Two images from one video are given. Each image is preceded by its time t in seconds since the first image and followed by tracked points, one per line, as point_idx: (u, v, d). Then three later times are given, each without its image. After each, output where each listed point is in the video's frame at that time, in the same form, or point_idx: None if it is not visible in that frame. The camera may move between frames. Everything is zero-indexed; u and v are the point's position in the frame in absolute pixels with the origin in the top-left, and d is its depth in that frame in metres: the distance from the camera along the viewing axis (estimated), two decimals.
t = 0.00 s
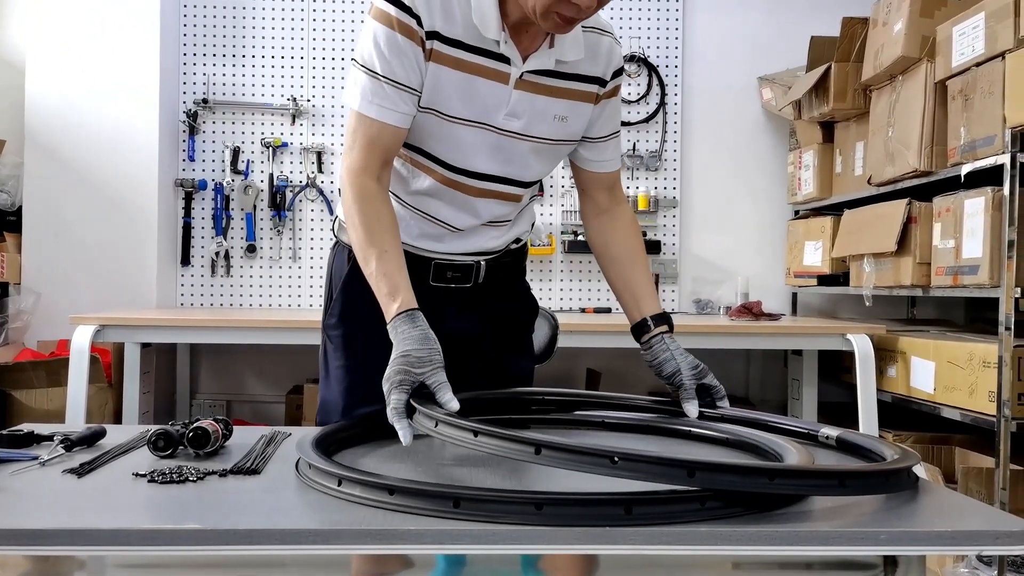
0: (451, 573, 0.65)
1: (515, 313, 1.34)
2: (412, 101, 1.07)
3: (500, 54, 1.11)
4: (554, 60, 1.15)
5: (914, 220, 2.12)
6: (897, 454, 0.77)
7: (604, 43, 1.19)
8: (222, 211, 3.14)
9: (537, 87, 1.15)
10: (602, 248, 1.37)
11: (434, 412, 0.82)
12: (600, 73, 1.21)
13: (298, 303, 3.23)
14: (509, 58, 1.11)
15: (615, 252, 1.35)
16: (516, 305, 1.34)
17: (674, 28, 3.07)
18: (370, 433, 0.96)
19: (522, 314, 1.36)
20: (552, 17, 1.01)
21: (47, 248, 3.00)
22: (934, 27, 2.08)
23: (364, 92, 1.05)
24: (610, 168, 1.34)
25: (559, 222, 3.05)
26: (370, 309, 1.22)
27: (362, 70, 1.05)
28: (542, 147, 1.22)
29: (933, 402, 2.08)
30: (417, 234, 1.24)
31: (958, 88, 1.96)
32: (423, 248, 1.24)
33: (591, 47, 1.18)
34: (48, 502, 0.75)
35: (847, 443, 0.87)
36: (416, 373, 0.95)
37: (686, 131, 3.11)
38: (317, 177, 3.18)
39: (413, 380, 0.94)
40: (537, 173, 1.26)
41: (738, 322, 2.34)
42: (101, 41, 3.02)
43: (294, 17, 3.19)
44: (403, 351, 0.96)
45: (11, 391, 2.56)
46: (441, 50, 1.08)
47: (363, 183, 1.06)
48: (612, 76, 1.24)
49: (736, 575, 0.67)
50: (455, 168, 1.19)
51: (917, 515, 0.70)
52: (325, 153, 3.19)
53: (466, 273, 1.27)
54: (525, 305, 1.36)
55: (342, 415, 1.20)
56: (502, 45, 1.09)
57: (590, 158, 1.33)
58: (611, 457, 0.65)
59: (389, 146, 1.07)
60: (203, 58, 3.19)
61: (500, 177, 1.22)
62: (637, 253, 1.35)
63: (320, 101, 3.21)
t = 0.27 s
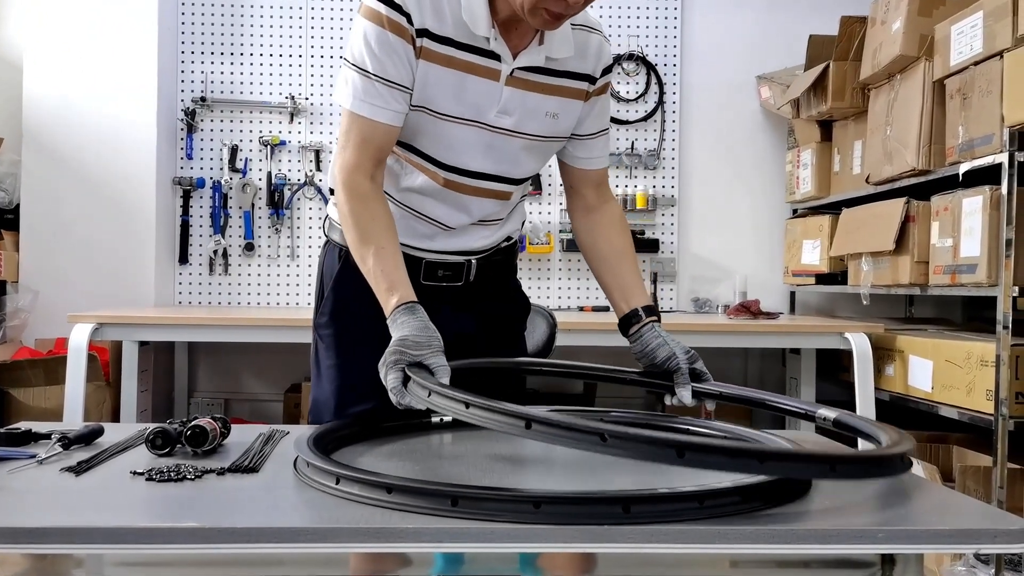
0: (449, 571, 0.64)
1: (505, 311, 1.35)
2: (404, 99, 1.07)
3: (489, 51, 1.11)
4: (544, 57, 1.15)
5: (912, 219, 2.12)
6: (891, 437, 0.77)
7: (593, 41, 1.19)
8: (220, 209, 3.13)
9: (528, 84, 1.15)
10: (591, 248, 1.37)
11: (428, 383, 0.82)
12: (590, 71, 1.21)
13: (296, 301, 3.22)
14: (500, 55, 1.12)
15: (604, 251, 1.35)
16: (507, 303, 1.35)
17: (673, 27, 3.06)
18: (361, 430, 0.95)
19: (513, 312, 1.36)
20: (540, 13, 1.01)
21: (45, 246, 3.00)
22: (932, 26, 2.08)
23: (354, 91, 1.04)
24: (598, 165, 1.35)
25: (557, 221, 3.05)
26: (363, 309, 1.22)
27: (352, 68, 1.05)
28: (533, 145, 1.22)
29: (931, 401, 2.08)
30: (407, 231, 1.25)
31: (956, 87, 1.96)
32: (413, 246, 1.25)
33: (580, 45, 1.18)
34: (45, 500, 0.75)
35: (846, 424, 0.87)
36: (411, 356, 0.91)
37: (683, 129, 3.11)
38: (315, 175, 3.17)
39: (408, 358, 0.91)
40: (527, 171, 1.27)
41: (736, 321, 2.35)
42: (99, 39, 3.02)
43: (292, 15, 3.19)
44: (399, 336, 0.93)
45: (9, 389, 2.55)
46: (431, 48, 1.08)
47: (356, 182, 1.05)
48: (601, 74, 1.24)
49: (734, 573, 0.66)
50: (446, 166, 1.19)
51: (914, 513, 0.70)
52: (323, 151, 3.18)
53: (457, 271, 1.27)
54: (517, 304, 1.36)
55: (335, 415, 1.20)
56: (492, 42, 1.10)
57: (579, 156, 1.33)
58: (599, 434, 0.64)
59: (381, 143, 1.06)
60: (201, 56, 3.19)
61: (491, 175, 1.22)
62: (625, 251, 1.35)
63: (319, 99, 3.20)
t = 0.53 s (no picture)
0: (449, 570, 0.65)
1: (500, 308, 1.36)
2: (385, 93, 1.08)
3: (483, 44, 1.11)
4: (538, 50, 1.15)
5: (910, 219, 2.11)
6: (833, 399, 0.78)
7: (585, 36, 1.20)
8: (219, 208, 3.13)
9: (520, 77, 1.15)
10: (566, 244, 1.38)
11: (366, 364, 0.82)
12: (582, 66, 1.21)
13: (295, 300, 3.22)
14: (492, 48, 1.12)
15: (579, 246, 1.37)
16: (502, 300, 1.36)
17: (672, 26, 3.07)
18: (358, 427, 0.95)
19: (508, 309, 1.37)
20: (532, 2, 1.01)
21: (43, 245, 2.99)
22: (931, 25, 2.07)
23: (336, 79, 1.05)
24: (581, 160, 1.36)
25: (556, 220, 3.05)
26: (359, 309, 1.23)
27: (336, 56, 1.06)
28: (526, 138, 1.22)
29: (929, 400, 2.08)
30: (400, 226, 1.24)
31: (954, 86, 1.95)
32: (408, 241, 1.25)
33: (572, 39, 1.19)
34: (43, 498, 0.75)
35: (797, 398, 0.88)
36: (364, 338, 0.93)
37: (682, 129, 3.12)
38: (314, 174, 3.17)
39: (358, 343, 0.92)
40: (522, 164, 1.26)
41: (735, 320, 2.35)
42: (97, 38, 3.01)
43: (290, 13, 3.19)
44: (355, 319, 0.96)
45: (6, 388, 2.55)
46: (421, 42, 1.08)
47: (331, 171, 1.08)
48: (592, 70, 1.25)
49: (732, 572, 0.67)
50: (439, 161, 1.19)
51: (911, 512, 0.70)
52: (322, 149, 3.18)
53: (452, 269, 1.27)
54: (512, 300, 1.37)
55: (332, 414, 1.18)
56: (483, 35, 1.10)
57: (563, 150, 1.35)
58: (523, 391, 0.67)
59: (360, 134, 1.08)
60: (199, 54, 3.18)
61: (485, 170, 1.22)
62: (599, 248, 1.37)
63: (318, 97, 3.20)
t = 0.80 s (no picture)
0: (447, 567, 0.66)
1: (494, 305, 1.36)
2: (381, 92, 1.08)
3: (475, 44, 1.11)
4: (530, 51, 1.15)
5: (909, 217, 2.10)
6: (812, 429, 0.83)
7: (578, 37, 1.21)
8: (217, 206, 3.13)
9: (512, 77, 1.15)
10: (550, 244, 1.39)
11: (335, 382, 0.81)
12: (574, 67, 1.22)
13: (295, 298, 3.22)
14: (485, 48, 1.12)
15: (562, 249, 1.38)
16: (496, 298, 1.36)
17: (671, 24, 3.06)
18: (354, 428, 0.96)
19: (502, 307, 1.37)
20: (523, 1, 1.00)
21: (42, 243, 2.99)
22: (931, 24, 2.05)
23: (332, 79, 1.06)
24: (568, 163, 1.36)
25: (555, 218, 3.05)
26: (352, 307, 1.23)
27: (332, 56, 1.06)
28: (517, 138, 1.22)
29: (927, 398, 2.08)
30: (394, 225, 1.24)
31: (953, 84, 1.94)
32: (400, 239, 1.24)
33: (564, 39, 1.19)
34: (41, 495, 0.75)
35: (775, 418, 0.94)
36: (342, 349, 0.94)
37: (681, 127, 3.11)
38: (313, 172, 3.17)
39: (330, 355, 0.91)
40: (514, 165, 1.26)
41: (733, 318, 2.35)
42: (94, 35, 3.01)
43: (288, 10, 3.18)
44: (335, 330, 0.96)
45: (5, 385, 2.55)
46: (415, 41, 1.08)
47: (326, 171, 1.08)
48: (584, 70, 1.25)
49: (730, 569, 0.67)
50: (430, 159, 1.19)
51: (909, 509, 0.70)
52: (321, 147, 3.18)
53: (445, 267, 1.27)
54: (506, 299, 1.37)
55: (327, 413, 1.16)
56: (477, 35, 1.10)
57: (550, 149, 1.34)
58: (487, 436, 0.65)
59: (357, 136, 1.09)
60: (198, 52, 3.18)
61: (476, 169, 1.22)
62: (584, 251, 1.37)
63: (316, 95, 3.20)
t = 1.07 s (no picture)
0: (446, 563, 0.65)
1: (490, 303, 1.36)
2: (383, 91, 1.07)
3: (471, 44, 1.11)
4: (526, 50, 1.15)
5: (909, 214, 2.09)
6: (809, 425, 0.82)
7: (574, 36, 1.21)
8: (217, 203, 3.13)
9: (508, 77, 1.15)
10: (543, 244, 1.39)
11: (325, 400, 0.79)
12: (570, 65, 1.21)
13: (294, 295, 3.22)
14: (480, 48, 1.11)
15: (554, 249, 1.38)
16: (491, 296, 1.36)
17: (671, 21, 3.06)
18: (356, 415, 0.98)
19: (497, 305, 1.37)
20: None
21: (40, 240, 2.99)
22: (930, 21, 2.05)
23: (335, 80, 1.05)
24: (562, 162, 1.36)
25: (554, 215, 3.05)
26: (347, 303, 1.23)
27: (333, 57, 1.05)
28: (513, 138, 1.22)
29: (927, 395, 2.08)
30: (391, 224, 1.25)
31: (953, 82, 1.93)
32: (396, 237, 1.25)
33: (560, 38, 1.19)
34: (40, 492, 0.75)
35: (770, 416, 0.94)
36: (334, 364, 0.93)
37: (681, 124, 3.11)
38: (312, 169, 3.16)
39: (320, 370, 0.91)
40: (510, 164, 1.27)
41: (732, 315, 2.35)
42: (92, 32, 3.00)
43: (288, 8, 3.17)
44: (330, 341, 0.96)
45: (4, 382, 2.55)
46: (413, 41, 1.07)
47: (329, 175, 1.07)
48: (579, 69, 1.24)
49: (729, 566, 0.67)
50: (426, 159, 1.19)
51: (910, 507, 0.70)
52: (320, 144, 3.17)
53: (439, 264, 1.27)
54: (501, 296, 1.37)
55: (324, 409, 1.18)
56: (472, 34, 1.09)
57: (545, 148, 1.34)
58: (479, 447, 0.65)
59: (361, 138, 1.08)
60: (197, 49, 3.17)
61: (472, 169, 1.22)
62: (577, 253, 1.37)
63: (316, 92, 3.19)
